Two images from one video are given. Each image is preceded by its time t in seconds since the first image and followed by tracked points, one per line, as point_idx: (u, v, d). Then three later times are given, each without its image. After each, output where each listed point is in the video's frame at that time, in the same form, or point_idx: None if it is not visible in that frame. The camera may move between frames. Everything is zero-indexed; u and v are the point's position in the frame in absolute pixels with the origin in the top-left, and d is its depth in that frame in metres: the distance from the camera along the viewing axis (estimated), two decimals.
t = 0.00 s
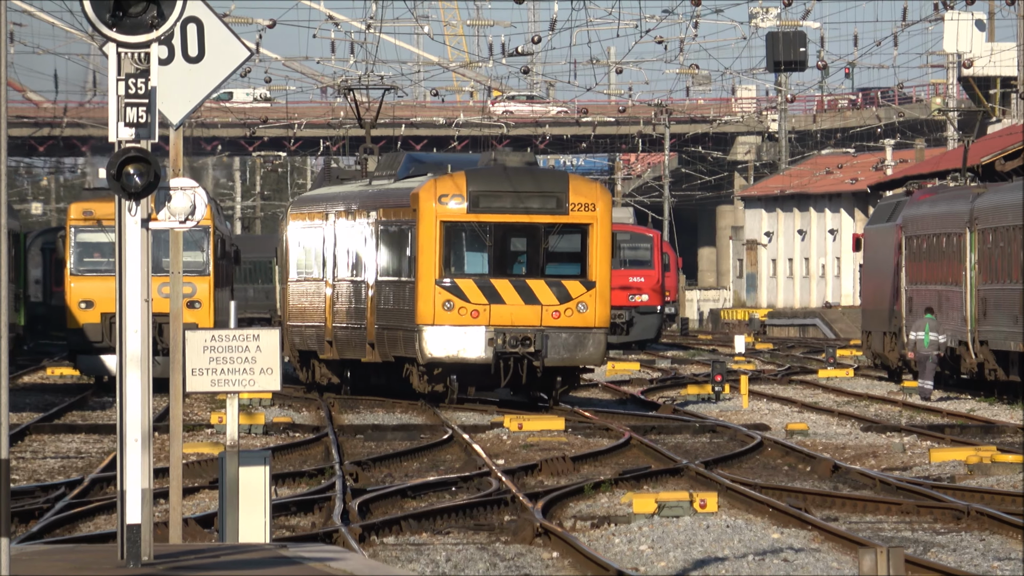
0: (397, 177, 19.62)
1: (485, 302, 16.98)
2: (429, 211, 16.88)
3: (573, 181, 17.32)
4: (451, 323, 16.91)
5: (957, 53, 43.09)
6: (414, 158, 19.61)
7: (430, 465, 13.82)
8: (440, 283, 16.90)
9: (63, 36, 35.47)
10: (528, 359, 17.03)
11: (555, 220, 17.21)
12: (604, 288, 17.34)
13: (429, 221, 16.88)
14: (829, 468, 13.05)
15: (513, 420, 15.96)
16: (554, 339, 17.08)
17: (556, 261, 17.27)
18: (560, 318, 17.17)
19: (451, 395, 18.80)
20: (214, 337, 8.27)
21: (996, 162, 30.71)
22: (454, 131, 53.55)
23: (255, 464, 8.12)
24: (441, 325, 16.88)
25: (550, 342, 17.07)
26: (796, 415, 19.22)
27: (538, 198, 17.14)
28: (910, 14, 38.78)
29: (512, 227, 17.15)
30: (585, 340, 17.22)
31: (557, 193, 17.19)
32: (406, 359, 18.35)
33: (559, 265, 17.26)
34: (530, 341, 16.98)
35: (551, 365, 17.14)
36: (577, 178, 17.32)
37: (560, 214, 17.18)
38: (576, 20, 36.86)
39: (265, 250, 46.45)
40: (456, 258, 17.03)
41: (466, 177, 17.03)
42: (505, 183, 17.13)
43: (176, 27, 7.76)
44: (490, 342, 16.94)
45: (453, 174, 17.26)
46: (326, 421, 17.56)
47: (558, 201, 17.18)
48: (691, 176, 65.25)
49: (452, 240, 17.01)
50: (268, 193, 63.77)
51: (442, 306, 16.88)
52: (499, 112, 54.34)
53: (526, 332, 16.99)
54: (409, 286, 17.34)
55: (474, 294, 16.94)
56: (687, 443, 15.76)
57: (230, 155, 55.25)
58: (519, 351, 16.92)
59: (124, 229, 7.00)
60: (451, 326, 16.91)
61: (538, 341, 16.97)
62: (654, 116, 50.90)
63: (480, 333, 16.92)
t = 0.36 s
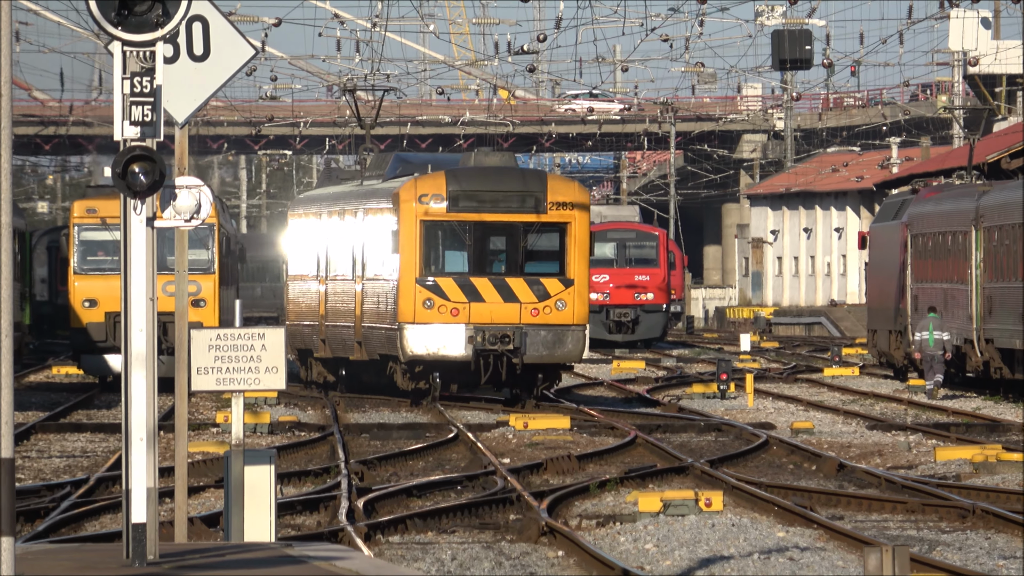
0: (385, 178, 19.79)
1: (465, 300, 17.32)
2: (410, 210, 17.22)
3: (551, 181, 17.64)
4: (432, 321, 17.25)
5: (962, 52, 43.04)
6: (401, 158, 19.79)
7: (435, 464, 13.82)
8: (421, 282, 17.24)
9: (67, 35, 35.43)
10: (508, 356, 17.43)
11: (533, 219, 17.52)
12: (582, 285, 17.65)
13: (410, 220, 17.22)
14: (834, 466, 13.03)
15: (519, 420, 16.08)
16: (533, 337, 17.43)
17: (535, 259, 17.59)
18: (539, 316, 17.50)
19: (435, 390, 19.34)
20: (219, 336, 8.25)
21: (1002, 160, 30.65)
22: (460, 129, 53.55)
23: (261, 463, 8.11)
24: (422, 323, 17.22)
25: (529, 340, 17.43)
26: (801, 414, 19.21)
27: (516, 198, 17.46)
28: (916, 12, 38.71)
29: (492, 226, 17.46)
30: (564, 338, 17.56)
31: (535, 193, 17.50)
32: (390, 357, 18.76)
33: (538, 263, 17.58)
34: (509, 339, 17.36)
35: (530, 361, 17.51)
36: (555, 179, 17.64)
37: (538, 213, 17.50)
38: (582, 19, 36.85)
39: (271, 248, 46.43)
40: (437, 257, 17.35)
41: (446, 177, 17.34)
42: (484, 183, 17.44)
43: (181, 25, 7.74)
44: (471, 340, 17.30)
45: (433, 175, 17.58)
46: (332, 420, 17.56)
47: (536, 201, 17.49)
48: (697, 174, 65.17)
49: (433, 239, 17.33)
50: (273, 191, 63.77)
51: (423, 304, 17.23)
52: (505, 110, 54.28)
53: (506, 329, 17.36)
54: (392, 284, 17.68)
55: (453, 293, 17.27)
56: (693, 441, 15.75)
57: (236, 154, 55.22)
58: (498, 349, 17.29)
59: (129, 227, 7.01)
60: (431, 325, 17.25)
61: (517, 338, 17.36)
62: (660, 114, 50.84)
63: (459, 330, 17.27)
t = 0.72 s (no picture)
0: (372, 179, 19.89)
1: (444, 300, 17.62)
2: (389, 211, 17.50)
3: (529, 181, 17.89)
4: (412, 320, 17.56)
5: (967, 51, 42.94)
6: (388, 159, 19.92)
7: (440, 464, 13.81)
8: (400, 281, 17.54)
9: (71, 34, 35.49)
10: (487, 354, 17.72)
11: (511, 219, 17.78)
12: (560, 284, 17.91)
13: (389, 221, 17.51)
14: (839, 466, 12.99)
15: (524, 420, 16.02)
16: (512, 336, 17.72)
17: (513, 258, 17.85)
18: (517, 314, 17.78)
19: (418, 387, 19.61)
20: (224, 335, 8.25)
21: (1007, 160, 30.58)
22: (464, 129, 53.53)
23: (266, 463, 8.09)
24: (402, 322, 17.54)
25: (507, 338, 17.71)
26: (806, 414, 19.17)
27: (493, 198, 17.73)
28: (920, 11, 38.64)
29: (470, 226, 17.74)
30: (543, 336, 17.85)
31: (512, 193, 17.76)
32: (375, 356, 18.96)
33: (516, 262, 17.84)
34: (488, 337, 17.64)
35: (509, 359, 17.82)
36: (532, 179, 17.89)
37: (516, 213, 17.76)
38: (586, 18, 36.84)
39: (275, 247, 46.36)
40: (416, 257, 17.65)
41: (424, 178, 17.63)
42: (462, 184, 17.73)
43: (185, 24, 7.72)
44: (450, 338, 17.61)
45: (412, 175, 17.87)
46: (336, 419, 17.54)
47: (514, 201, 17.75)
48: (702, 174, 65.11)
49: (412, 239, 17.62)
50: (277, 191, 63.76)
51: (402, 304, 17.53)
52: (509, 109, 54.24)
53: (485, 328, 17.65)
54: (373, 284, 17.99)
55: (432, 292, 17.58)
56: (698, 441, 15.73)
57: (241, 153, 55.15)
58: (477, 347, 17.59)
59: (133, 226, 7.00)
60: (411, 324, 17.57)
61: (495, 337, 17.63)
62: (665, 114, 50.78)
63: (438, 329, 17.58)
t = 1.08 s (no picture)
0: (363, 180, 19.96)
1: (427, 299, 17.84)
2: (371, 211, 17.76)
3: (509, 182, 18.19)
4: (394, 319, 17.76)
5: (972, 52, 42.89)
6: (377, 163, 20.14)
7: (445, 465, 13.81)
8: (382, 280, 17.75)
9: (77, 34, 35.57)
10: (469, 352, 17.94)
11: (492, 219, 18.06)
12: (540, 283, 18.15)
13: (372, 221, 17.76)
14: (844, 467, 13.00)
15: (529, 420, 16.06)
16: (492, 335, 17.94)
17: (494, 258, 18.11)
18: (499, 313, 18.02)
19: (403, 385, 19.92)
20: (229, 336, 8.26)
21: (1013, 160, 30.57)
22: (470, 130, 53.57)
23: (271, 463, 8.12)
24: (385, 322, 17.74)
25: (488, 337, 17.93)
26: (810, 414, 19.15)
27: (474, 199, 18.03)
28: (926, 13, 38.67)
29: (452, 226, 18.01)
30: (524, 335, 18.08)
31: (493, 194, 18.06)
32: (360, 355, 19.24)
33: (497, 263, 18.11)
34: (469, 336, 17.84)
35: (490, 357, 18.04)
36: (512, 180, 18.19)
37: (497, 213, 18.04)
38: (592, 19, 36.88)
39: (280, 249, 46.35)
40: (399, 256, 17.89)
41: (406, 179, 17.93)
42: (443, 185, 18.03)
43: (191, 26, 7.73)
44: (433, 337, 17.80)
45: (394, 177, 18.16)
46: (341, 419, 17.55)
47: (494, 201, 18.04)
48: (707, 174, 65.09)
49: (394, 239, 17.87)
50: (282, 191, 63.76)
51: (384, 303, 17.74)
52: (515, 110, 54.25)
53: (466, 326, 17.86)
54: (356, 284, 18.21)
55: (414, 292, 17.80)
56: (703, 441, 15.72)
57: (246, 154, 55.17)
58: (458, 346, 17.79)
59: (139, 227, 7.00)
60: (394, 323, 17.76)
61: (476, 335, 17.84)
62: (671, 114, 50.75)
63: (420, 327, 17.80)
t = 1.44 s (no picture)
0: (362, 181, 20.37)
1: (417, 298, 18.21)
2: (363, 211, 18.13)
3: (500, 183, 18.47)
4: (385, 317, 18.16)
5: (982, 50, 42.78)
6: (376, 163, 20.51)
7: (455, 464, 13.82)
8: (373, 280, 18.14)
9: (88, 34, 35.64)
10: (459, 350, 18.28)
11: (483, 219, 18.37)
12: (530, 283, 18.44)
13: (363, 221, 18.13)
14: (854, 466, 12.97)
15: (539, 419, 16.09)
16: (482, 333, 18.26)
17: (484, 258, 18.42)
18: (489, 312, 18.33)
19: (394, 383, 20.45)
20: (240, 335, 8.26)
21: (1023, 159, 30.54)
22: (480, 128, 53.59)
23: (281, 462, 8.11)
24: (376, 320, 18.14)
25: (478, 335, 18.25)
26: (820, 413, 19.14)
27: (465, 199, 18.33)
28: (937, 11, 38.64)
29: (442, 226, 18.33)
30: (514, 334, 18.40)
31: (484, 194, 18.36)
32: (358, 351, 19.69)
33: (487, 262, 18.42)
34: (459, 334, 18.17)
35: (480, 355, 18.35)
36: (503, 180, 18.47)
37: (487, 213, 18.35)
38: (602, 18, 36.89)
39: (290, 247, 46.32)
40: (390, 256, 18.25)
41: (398, 180, 18.26)
42: (434, 185, 18.34)
43: (201, 24, 7.73)
44: (423, 336, 18.20)
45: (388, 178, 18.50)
46: (351, 419, 17.57)
47: (485, 202, 18.35)
48: (717, 173, 65.01)
49: (386, 239, 18.23)
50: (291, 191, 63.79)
51: (375, 302, 18.14)
52: (524, 109, 54.23)
53: (456, 325, 18.19)
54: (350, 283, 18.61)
55: (405, 291, 18.18)
56: (713, 441, 15.71)
57: (256, 153, 55.16)
58: (448, 344, 18.15)
59: (149, 226, 7.01)
60: (385, 321, 18.16)
61: (466, 334, 18.17)
62: (681, 113, 50.70)
63: (411, 326, 18.19)
